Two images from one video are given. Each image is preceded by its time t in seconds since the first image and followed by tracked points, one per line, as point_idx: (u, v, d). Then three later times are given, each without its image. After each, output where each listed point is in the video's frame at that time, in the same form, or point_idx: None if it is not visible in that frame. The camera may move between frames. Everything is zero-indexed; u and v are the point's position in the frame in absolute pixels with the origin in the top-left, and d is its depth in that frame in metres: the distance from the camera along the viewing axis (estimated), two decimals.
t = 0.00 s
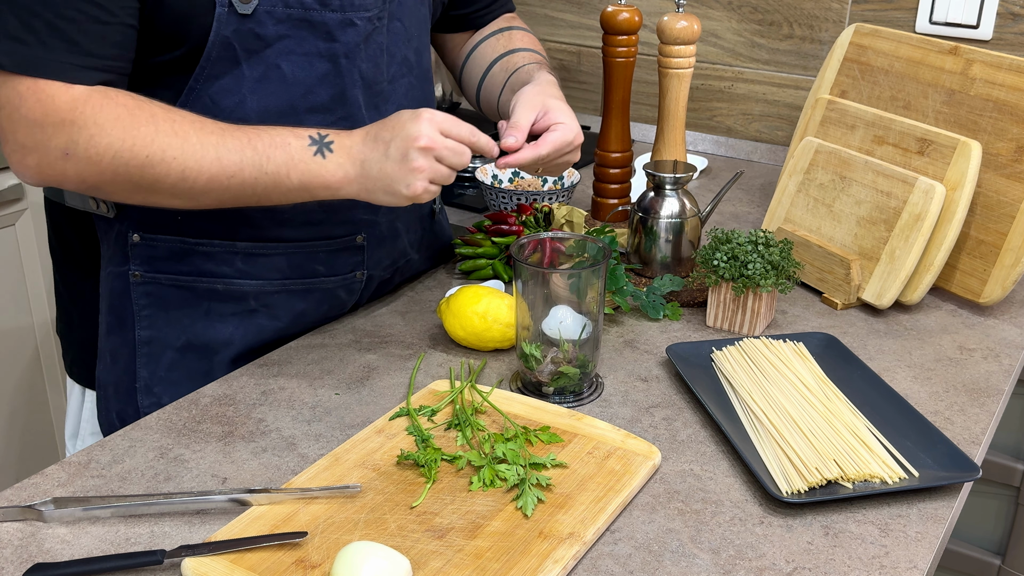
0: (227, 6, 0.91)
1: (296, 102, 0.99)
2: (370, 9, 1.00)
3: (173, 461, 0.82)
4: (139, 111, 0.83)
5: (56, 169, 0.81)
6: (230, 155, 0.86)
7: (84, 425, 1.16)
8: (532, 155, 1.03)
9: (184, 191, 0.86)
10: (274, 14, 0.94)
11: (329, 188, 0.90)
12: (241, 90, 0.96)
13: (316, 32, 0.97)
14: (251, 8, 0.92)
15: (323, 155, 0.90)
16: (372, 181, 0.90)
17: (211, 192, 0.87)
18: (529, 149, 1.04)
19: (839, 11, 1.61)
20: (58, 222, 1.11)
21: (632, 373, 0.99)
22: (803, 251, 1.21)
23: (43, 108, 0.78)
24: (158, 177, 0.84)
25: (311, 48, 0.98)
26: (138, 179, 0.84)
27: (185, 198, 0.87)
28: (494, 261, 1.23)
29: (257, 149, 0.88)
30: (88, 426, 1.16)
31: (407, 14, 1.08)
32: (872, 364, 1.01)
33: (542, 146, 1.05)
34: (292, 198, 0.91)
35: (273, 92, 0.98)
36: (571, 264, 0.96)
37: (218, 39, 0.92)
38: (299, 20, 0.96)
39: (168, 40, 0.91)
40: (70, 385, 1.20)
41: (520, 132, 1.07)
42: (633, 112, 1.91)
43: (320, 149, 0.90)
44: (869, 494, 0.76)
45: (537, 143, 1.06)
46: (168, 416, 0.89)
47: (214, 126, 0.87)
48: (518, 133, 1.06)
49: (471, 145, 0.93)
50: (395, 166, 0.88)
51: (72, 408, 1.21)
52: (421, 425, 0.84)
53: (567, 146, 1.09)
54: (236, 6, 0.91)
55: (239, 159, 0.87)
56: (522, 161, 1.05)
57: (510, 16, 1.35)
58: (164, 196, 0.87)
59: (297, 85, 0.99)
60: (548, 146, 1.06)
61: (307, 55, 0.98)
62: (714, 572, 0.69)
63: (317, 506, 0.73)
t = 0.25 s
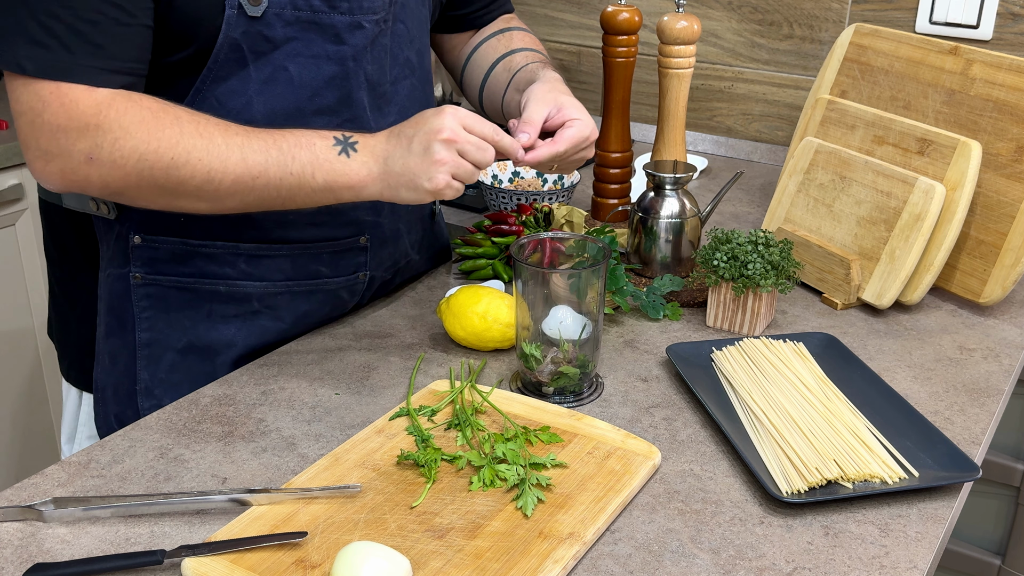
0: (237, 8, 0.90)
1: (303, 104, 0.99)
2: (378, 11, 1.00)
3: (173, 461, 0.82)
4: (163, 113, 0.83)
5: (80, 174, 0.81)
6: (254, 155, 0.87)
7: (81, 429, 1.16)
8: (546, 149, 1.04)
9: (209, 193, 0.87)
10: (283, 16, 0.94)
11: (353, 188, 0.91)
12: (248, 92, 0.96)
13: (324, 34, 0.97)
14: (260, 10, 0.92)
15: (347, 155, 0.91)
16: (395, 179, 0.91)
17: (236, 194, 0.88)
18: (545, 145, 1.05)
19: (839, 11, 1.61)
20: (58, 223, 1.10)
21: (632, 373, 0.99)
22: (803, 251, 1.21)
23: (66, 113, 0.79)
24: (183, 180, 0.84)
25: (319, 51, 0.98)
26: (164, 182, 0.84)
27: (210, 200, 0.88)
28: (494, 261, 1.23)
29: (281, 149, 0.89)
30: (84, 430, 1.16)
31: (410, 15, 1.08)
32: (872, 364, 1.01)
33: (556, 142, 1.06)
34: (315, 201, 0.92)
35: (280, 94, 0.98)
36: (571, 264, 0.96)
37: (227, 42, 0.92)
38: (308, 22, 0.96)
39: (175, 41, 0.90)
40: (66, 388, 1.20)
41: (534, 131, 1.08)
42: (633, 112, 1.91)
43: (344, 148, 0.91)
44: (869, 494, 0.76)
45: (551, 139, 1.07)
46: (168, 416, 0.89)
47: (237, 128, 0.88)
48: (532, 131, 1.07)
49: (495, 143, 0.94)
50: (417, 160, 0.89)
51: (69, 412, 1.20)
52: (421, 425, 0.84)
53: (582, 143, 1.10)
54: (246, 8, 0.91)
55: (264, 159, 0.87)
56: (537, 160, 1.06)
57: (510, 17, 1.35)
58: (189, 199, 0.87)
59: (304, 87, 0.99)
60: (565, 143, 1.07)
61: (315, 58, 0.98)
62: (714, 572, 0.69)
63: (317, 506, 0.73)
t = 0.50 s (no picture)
0: (238, 8, 0.90)
1: (303, 104, 0.99)
2: (379, 12, 1.00)
3: (172, 461, 0.82)
4: (172, 117, 0.83)
5: (87, 175, 0.82)
6: (263, 161, 0.86)
7: (81, 431, 1.16)
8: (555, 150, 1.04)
9: (216, 198, 0.86)
10: (284, 17, 0.94)
11: (360, 197, 0.90)
12: (249, 92, 0.96)
13: (325, 35, 0.97)
14: (262, 10, 0.92)
15: (355, 162, 0.90)
16: (401, 188, 0.89)
17: (243, 200, 0.87)
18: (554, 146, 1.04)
19: (839, 11, 1.61)
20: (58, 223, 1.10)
21: (632, 373, 0.99)
22: (803, 250, 1.21)
23: (75, 114, 0.79)
24: (190, 184, 0.84)
25: (320, 52, 0.98)
26: (171, 186, 0.84)
27: (217, 205, 0.87)
28: (494, 261, 1.23)
29: (290, 156, 0.88)
30: (84, 431, 1.16)
31: (410, 16, 1.08)
32: (872, 364, 1.01)
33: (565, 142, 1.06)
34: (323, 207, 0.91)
35: (280, 94, 0.97)
36: (571, 264, 0.96)
37: (228, 42, 0.92)
38: (309, 23, 0.96)
39: (177, 42, 0.90)
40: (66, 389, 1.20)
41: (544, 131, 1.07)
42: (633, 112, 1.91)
43: (352, 156, 0.90)
44: (869, 494, 0.76)
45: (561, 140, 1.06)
46: (168, 416, 0.89)
47: (248, 134, 0.88)
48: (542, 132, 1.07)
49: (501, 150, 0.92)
50: (421, 170, 0.87)
51: (69, 413, 1.20)
52: (421, 425, 0.84)
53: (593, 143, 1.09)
54: (247, 9, 0.91)
55: (272, 165, 0.87)
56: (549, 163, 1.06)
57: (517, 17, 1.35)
58: (195, 203, 0.87)
59: (305, 88, 0.98)
60: (573, 143, 1.06)
61: (316, 58, 0.98)
62: (714, 572, 0.69)
63: (317, 506, 0.73)
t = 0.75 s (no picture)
0: (239, 8, 0.91)
1: (304, 104, 0.99)
2: (380, 12, 1.00)
3: (172, 461, 0.82)
4: (181, 120, 0.83)
5: (96, 177, 0.82)
6: (270, 166, 0.85)
7: (81, 431, 1.17)
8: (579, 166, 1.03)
9: (223, 203, 0.86)
10: (285, 16, 0.94)
11: (369, 207, 0.88)
12: (250, 92, 0.96)
13: (326, 34, 0.97)
14: (263, 10, 0.92)
15: (365, 171, 0.88)
16: (410, 201, 0.88)
17: (251, 205, 0.86)
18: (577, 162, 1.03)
19: (839, 11, 1.61)
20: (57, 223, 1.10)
21: (632, 373, 0.99)
22: (803, 250, 1.21)
23: (84, 115, 0.79)
24: (197, 188, 0.84)
25: (321, 51, 0.98)
26: (178, 189, 0.84)
27: (224, 210, 0.87)
28: (494, 261, 1.23)
29: (298, 162, 0.87)
30: (85, 431, 1.17)
31: (410, 16, 1.08)
32: (872, 364, 1.01)
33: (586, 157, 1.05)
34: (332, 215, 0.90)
35: (281, 94, 0.97)
36: (571, 264, 0.96)
37: (229, 41, 0.92)
38: (310, 23, 0.96)
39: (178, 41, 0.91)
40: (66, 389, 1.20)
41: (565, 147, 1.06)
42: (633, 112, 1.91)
43: (361, 164, 0.89)
44: (869, 494, 0.76)
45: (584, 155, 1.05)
46: (168, 416, 0.89)
47: (258, 139, 0.87)
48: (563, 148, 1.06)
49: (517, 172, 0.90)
50: (434, 185, 0.86)
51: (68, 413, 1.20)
52: (421, 425, 0.84)
53: (615, 152, 1.08)
54: (248, 8, 0.91)
55: (279, 170, 0.86)
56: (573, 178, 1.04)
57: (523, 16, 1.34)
58: (202, 208, 0.86)
59: (305, 87, 0.98)
60: (596, 158, 1.05)
61: (317, 58, 0.98)
62: (714, 572, 0.69)
63: (317, 506, 0.73)
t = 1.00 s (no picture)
0: (242, 9, 0.91)
1: (307, 104, 0.99)
2: (382, 11, 1.00)
3: (173, 461, 0.82)
4: (195, 124, 0.83)
5: (108, 178, 0.81)
6: (284, 172, 0.86)
7: (82, 432, 1.17)
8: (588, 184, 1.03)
9: (236, 207, 0.85)
10: (287, 17, 0.94)
11: (382, 214, 0.89)
12: (252, 92, 0.96)
13: (328, 34, 0.97)
14: (266, 10, 0.92)
15: (381, 179, 0.90)
16: (425, 209, 0.88)
17: (263, 210, 0.86)
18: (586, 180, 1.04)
19: (839, 11, 1.61)
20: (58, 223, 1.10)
21: (632, 373, 0.99)
22: (803, 250, 1.21)
23: (98, 115, 0.79)
24: (210, 191, 0.84)
25: (323, 51, 0.98)
26: (192, 192, 0.83)
27: (236, 214, 0.86)
28: (494, 261, 1.23)
29: (312, 169, 0.87)
30: (87, 432, 1.17)
31: (410, 15, 1.08)
32: (872, 364, 1.01)
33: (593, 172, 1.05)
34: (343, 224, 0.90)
35: (284, 94, 0.97)
36: (571, 264, 0.96)
37: (231, 42, 0.92)
38: (312, 23, 0.96)
39: (181, 42, 0.91)
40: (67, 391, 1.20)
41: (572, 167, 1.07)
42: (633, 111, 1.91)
43: (378, 172, 0.90)
44: (869, 494, 0.76)
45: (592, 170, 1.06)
46: (168, 416, 0.89)
47: (271, 146, 0.87)
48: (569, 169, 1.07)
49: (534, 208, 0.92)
50: (454, 194, 0.87)
51: (69, 414, 1.20)
52: (421, 425, 0.84)
53: (623, 153, 1.08)
54: (251, 9, 0.91)
55: (294, 176, 0.86)
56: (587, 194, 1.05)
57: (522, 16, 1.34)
58: (214, 212, 0.86)
59: (308, 88, 0.98)
60: (604, 168, 1.05)
61: (319, 58, 0.98)
62: (714, 572, 0.69)
63: (317, 506, 0.73)
